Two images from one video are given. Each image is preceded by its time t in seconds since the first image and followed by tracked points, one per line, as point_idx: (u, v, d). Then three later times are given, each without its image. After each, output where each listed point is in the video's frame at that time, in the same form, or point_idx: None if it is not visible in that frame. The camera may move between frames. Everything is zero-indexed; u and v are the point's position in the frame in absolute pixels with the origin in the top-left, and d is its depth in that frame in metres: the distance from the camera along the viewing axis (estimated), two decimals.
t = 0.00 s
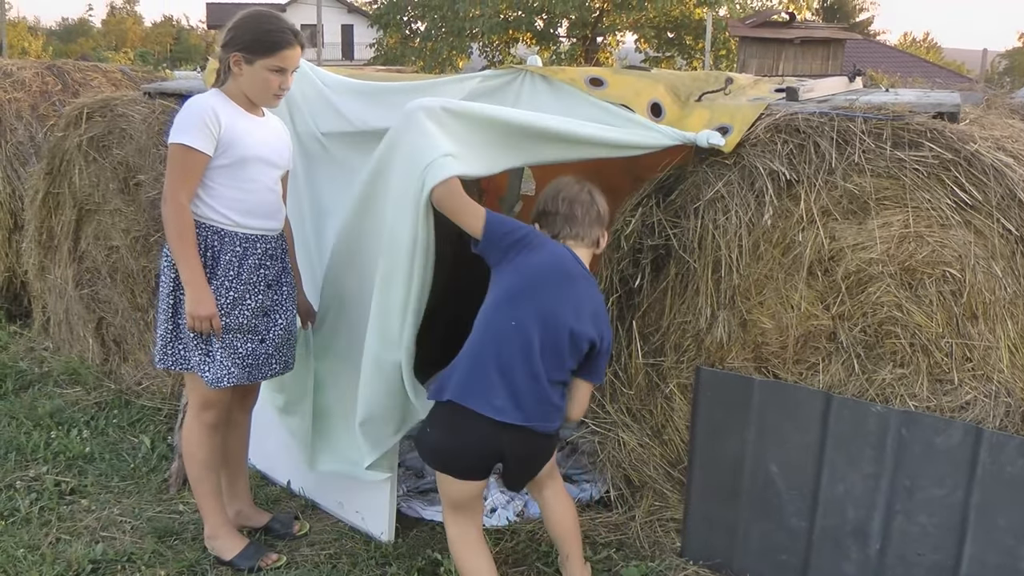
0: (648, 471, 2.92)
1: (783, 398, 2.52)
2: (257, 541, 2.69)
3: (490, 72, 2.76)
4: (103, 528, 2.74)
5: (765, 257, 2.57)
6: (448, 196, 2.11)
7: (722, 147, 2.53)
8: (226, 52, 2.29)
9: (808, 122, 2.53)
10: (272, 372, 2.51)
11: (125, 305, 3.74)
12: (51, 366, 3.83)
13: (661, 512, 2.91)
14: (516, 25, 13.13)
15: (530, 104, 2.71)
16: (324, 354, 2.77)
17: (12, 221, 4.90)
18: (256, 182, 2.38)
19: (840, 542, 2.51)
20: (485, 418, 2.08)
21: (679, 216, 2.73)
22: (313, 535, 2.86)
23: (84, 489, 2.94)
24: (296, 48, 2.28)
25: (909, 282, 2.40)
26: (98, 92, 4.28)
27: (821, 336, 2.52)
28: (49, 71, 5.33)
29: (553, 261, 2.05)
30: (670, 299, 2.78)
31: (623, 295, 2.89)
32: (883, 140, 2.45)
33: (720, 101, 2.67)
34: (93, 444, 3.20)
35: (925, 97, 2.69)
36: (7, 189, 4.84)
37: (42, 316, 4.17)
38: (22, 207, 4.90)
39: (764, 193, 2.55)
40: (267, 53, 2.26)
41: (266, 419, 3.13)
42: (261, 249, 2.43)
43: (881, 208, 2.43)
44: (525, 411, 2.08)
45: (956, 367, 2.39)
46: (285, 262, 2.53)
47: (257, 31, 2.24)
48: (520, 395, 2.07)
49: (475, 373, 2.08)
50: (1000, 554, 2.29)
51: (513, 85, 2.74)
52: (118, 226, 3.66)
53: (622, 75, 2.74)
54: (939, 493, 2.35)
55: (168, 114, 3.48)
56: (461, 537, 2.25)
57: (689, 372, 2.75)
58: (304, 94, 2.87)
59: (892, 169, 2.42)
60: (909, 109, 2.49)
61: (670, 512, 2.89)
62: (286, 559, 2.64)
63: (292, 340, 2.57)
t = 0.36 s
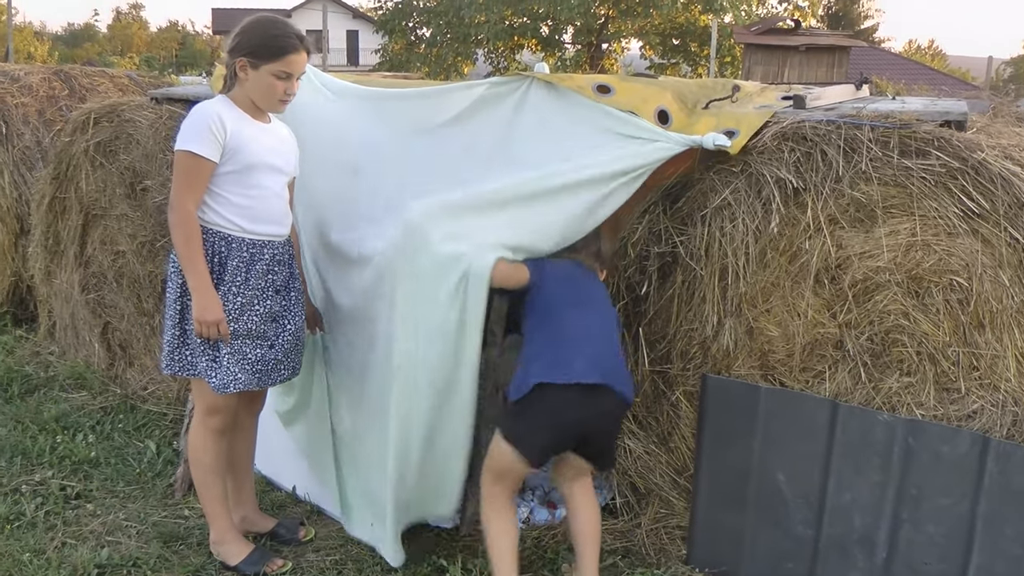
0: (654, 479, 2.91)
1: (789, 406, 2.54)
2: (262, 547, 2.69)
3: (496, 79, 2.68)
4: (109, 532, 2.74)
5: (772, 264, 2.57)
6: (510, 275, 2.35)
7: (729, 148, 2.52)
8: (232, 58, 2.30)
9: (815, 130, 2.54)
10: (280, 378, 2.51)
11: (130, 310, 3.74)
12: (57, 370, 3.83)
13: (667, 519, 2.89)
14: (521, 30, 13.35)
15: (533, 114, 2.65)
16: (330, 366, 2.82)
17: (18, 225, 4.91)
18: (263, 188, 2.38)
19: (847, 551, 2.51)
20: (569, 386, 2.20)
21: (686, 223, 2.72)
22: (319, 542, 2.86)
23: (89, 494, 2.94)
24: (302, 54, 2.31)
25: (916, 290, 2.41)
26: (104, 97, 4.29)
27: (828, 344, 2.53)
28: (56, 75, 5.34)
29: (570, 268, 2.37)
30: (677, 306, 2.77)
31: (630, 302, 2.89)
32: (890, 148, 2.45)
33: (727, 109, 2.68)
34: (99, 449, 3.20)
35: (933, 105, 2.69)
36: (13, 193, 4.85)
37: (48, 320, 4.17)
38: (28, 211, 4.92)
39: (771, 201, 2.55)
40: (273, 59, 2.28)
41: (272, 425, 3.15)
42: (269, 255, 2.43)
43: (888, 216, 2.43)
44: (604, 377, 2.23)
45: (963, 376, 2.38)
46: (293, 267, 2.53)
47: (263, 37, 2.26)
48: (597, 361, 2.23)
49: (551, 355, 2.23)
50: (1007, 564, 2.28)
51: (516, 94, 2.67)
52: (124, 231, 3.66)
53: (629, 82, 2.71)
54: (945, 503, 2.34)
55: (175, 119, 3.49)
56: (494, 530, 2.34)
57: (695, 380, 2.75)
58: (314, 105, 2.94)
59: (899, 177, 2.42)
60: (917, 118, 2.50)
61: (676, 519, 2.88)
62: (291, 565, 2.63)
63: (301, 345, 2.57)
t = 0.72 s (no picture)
0: (666, 486, 2.90)
1: (804, 415, 2.53)
2: (274, 551, 2.69)
3: (511, 85, 2.72)
4: (121, 535, 2.75)
5: (786, 272, 2.56)
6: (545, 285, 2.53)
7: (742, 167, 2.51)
8: (252, 65, 2.34)
9: (830, 137, 2.52)
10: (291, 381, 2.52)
11: (144, 314, 3.75)
12: (70, 373, 3.85)
13: (678, 527, 2.89)
14: (534, 38, 13.37)
15: (547, 121, 2.66)
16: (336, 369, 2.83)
17: (32, 229, 4.95)
18: (278, 195, 2.40)
19: (860, 561, 2.49)
20: (584, 369, 2.34)
21: (698, 230, 2.72)
22: (331, 547, 2.87)
23: (102, 496, 2.94)
24: (325, 67, 2.35)
25: (930, 299, 2.39)
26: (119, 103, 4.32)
27: (842, 352, 2.51)
28: (71, 80, 5.37)
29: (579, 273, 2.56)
30: (690, 313, 2.77)
31: (643, 309, 2.88)
32: (905, 156, 2.42)
33: (741, 116, 2.68)
34: (112, 452, 3.21)
35: (947, 113, 2.68)
36: (26, 197, 4.89)
37: (61, 324, 4.19)
38: (42, 216, 4.96)
39: (785, 209, 2.54)
40: (296, 71, 2.32)
41: (285, 429, 3.17)
42: (284, 260, 2.44)
43: (903, 224, 2.42)
44: (620, 361, 2.37)
45: (977, 386, 2.36)
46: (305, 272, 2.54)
47: (287, 48, 2.31)
48: (611, 346, 2.39)
49: (568, 344, 2.38)
50: None
51: (531, 102, 2.70)
52: (138, 236, 3.68)
53: (643, 89, 2.71)
54: (960, 513, 2.32)
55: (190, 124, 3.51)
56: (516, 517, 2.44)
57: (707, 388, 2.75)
58: (324, 107, 3.00)
59: (914, 185, 2.40)
60: (931, 126, 2.46)
61: (688, 527, 2.87)
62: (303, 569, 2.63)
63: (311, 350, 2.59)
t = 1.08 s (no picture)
0: (680, 492, 2.87)
1: (819, 421, 2.50)
2: (286, 558, 2.68)
3: (520, 89, 2.72)
4: (133, 542, 2.75)
5: (799, 276, 2.55)
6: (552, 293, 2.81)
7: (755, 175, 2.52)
8: (263, 70, 2.35)
9: (842, 140, 2.51)
10: (308, 390, 2.52)
11: (155, 321, 3.76)
12: (82, 381, 3.86)
13: (693, 533, 2.86)
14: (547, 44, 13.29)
15: (556, 123, 2.65)
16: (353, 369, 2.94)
17: (43, 236, 4.99)
18: (293, 199, 2.41)
19: (875, 568, 2.47)
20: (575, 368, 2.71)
21: (711, 234, 2.72)
22: (343, 554, 2.86)
23: (114, 504, 2.95)
24: (336, 71, 2.36)
25: (945, 303, 2.37)
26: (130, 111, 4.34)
27: (856, 357, 2.49)
28: (83, 88, 5.41)
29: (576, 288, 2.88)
30: (704, 318, 2.76)
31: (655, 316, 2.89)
32: (918, 159, 2.41)
33: (752, 120, 2.66)
34: (123, 459, 3.22)
35: (961, 115, 2.65)
36: (38, 205, 4.93)
37: (73, 332, 4.21)
38: (53, 223, 4.99)
39: (798, 213, 2.53)
40: (307, 75, 2.33)
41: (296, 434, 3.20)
42: (301, 266, 2.46)
43: (917, 227, 2.40)
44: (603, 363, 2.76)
45: (993, 391, 2.33)
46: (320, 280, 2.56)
47: (296, 52, 2.31)
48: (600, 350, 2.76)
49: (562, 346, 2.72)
50: None
51: (540, 106, 2.68)
52: (150, 243, 3.69)
53: (655, 93, 2.69)
54: (976, 520, 2.29)
55: (200, 131, 3.52)
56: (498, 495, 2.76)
57: (720, 394, 2.74)
58: (338, 114, 3.01)
59: (928, 188, 2.38)
60: (946, 128, 2.46)
61: (701, 533, 2.84)
62: None
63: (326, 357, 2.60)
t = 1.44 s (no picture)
0: (691, 466, 2.83)
1: (833, 396, 2.46)
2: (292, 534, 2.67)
3: (527, 59, 2.67)
4: (137, 518, 2.74)
5: (813, 247, 2.49)
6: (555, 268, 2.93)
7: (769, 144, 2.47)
8: (266, 37, 2.30)
9: (859, 107, 2.42)
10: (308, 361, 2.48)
11: (158, 295, 3.72)
12: (86, 355, 3.84)
13: (703, 508, 2.84)
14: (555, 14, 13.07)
15: (569, 94, 2.61)
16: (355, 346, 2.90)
17: (45, 210, 4.95)
18: (299, 168, 2.36)
19: (888, 544, 2.42)
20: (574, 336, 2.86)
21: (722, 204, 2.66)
22: (350, 530, 2.84)
23: (118, 480, 2.94)
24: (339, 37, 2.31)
25: (962, 274, 2.31)
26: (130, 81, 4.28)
27: (871, 330, 2.44)
28: (84, 58, 5.34)
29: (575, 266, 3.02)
30: (715, 291, 2.71)
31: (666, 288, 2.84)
32: (938, 127, 2.33)
33: (766, 87, 2.60)
34: (127, 434, 3.20)
35: (981, 82, 2.57)
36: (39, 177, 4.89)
37: (77, 306, 4.18)
38: (55, 196, 4.95)
39: (814, 182, 2.47)
40: (310, 41, 2.28)
41: (303, 409, 3.17)
42: (307, 237, 2.41)
43: (935, 197, 2.34)
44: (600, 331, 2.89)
45: (1011, 364, 2.29)
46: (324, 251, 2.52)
47: (300, 18, 2.27)
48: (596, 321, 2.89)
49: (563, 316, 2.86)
50: None
51: (551, 76, 2.64)
52: (152, 216, 3.64)
53: (667, 61, 2.64)
54: (992, 495, 2.25)
55: (202, 102, 3.47)
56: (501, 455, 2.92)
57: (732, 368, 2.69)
58: (346, 86, 2.99)
59: (947, 157, 2.32)
60: (967, 95, 2.39)
61: (712, 507, 2.82)
62: (321, 552, 2.60)
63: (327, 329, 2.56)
